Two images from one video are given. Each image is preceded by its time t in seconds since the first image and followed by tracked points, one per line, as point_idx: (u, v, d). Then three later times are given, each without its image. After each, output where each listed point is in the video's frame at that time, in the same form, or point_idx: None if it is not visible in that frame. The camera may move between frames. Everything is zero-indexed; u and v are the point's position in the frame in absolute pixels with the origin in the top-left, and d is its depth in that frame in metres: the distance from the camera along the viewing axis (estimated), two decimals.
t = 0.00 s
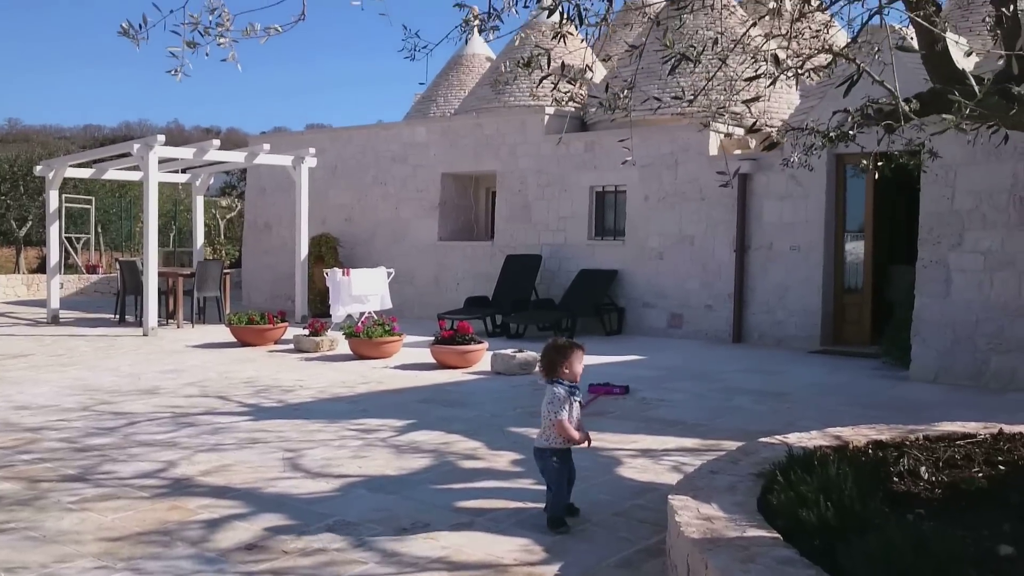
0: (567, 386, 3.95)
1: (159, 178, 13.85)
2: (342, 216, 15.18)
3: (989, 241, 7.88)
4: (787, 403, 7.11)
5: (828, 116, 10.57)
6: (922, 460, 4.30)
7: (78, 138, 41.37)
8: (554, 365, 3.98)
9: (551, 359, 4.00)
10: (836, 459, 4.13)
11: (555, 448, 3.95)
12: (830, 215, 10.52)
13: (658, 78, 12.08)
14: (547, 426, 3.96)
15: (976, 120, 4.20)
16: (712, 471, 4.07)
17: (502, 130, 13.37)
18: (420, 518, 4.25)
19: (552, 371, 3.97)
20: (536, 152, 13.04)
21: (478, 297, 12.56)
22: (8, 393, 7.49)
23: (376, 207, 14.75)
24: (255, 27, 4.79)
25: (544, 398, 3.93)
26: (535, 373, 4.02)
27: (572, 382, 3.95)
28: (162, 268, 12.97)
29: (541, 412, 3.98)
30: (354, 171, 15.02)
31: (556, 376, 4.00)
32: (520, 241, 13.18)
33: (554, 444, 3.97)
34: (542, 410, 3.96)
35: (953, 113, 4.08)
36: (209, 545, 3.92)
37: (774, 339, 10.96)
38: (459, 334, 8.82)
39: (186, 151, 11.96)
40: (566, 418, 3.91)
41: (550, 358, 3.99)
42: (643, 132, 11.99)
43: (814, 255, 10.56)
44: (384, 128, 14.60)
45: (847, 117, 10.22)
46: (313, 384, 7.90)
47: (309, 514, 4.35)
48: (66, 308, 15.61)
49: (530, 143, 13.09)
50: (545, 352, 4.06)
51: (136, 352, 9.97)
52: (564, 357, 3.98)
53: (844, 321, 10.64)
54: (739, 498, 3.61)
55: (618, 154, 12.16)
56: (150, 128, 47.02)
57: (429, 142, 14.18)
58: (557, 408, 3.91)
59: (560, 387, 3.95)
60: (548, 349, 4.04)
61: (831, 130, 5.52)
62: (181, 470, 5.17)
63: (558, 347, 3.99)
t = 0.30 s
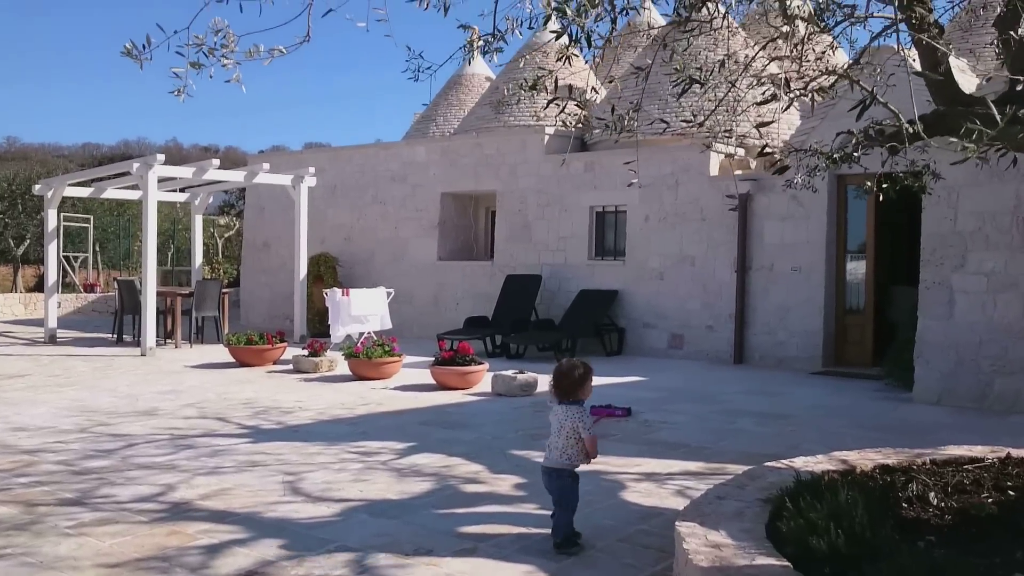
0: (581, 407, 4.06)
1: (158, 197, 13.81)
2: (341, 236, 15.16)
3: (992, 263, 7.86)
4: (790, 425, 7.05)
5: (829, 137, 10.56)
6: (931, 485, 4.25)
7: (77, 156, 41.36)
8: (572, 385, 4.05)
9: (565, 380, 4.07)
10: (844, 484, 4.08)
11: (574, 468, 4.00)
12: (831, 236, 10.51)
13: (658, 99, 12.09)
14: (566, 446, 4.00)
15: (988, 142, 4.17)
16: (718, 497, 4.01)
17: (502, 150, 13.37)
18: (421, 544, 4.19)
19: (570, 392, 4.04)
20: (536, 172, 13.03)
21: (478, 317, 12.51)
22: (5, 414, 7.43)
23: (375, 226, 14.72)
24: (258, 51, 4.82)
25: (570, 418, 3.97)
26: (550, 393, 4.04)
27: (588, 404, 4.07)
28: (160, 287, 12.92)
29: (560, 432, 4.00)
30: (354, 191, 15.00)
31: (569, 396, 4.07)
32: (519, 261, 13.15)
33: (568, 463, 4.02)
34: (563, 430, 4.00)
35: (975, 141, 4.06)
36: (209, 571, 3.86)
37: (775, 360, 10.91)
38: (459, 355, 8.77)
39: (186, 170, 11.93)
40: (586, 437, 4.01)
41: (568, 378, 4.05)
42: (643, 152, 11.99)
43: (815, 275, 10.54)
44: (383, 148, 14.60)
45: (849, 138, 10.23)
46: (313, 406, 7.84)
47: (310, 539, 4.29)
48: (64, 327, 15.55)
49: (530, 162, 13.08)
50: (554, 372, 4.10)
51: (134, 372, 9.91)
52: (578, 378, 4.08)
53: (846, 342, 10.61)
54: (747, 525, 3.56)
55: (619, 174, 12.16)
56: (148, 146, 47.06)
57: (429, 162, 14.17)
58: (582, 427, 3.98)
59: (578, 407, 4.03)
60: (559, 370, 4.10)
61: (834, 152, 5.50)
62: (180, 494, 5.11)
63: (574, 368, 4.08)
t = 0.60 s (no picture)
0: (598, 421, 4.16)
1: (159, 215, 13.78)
2: (343, 253, 15.12)
3: (998, 282, 7.80)
4: (796, 445, 6.98)
5: (833, 155, 10.54)
6: (944, 508, 4.18)
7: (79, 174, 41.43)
8: (592, 401, 4.13)
9: (585, 395, 4.14)
10: (857, 508, 4.01)
11: (600, 479, 4.08)
12: (835, 254, 10.47)
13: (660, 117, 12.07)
14: (595, 458, 4.06)
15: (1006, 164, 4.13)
16: (728, 521, 3.94)
17: (504, 168, 13.34)
18: (426, 568, 4.12)
19: (594, 407, 4.13)
20: (538, 190, 12.99)
21: (480, 335, 12.45)
22: (4, 433, 7.35)
23: (376, 244, 14.68)
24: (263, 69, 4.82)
25: (603, 431, 4.05)
26: (580, 407, 4.09)
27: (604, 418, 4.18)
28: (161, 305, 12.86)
29: (591, 445, 4.05)
30: (355, 209, 14.98)
31: (589, 410, 4.14)
32: (522, 279, 13.10)
33: (594, 475, 4.08)
34: (593, 442, 4.05)
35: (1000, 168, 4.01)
36: None
37: (779, 379, 10.84)
38: (462, 374, 8.71)
39: (188, 188, 11.89)
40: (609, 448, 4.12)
41: (589, 392, 4.13)
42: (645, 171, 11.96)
43: (819, 294, 10.49)
44: (386, 166, 14.58)
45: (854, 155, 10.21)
46: (314, 425, 7.77)
47: (312, 563, 4.21)
48: (64, 345, 15.49)
49: (533, 180, 13.05)
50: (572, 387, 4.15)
51: (134, 391, 9.83)
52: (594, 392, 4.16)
53: (850, 361, 10.55)
54: (760, 550, 3.49)
55: (621, 192, 12.13)
56: (149, 164, 47.16)
57: (431, 179, 14.14)
58: (609, 439, 4.08)
59: (600, 421, 4.13)
60: (577, 386, 4.16)
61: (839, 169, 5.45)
62: (180, 516, 5.04)
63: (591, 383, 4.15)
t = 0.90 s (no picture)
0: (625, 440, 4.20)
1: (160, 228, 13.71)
2: (344, 266, 15.05)
3: (1006, 298, 7.72)
4: (803, 464, 6.88)
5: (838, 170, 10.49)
6: (957, 533, 4.10)
7: (80, 185, 41.44)
8: (620, 419, 4.19)
9: (613, 413, 4.21)
10: (868, 533, 3.93)
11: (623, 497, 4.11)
12: (839, 269, 10.41)
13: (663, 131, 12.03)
14: (617, 476, 4.10)
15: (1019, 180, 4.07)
16: (736, 546, 3.86)
17: (506, 181, 13.28)
18: None
19: (622, 426, 4.19)
20: (541, 204, 12.93)
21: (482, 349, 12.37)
22: None
23: (378, 258, 14.61)
24: (263, 84, 4.76)
25: (624, 448, 4.09)
26: (608, 425, 4.17)
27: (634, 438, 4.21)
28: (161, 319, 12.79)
29: (612, 463, 4.10)
30: (357, 222, 14.91)
31: (617, 429, 4.20)
32: (524, 293, 13.02)
33: (618, 493, 4.12)
34: (614, 460, 4.11)
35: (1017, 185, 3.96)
36: None
37: (784, 396, 10.76)
38: (463, 390, 8.62)
39: (188, 201, 11.83)
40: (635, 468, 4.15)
41: (617, 411, 4.20)
42: (647, 185, 11.91)
43: (824, 309, 10.42)
44: (388, 178, 14.52)
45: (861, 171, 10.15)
46: (314, 442, 7.68)
47: None
48: (63, 358, 15.40)
49: (535, 194, 12.98)
50: (602, 406, 4.23)
51: (132, 405, 9.75)
52: (623, 412, 4.22)
53: (855, 377, 10.47)
54: None
55: (624, 206, 12.08)
56: (151, 176, 47.19)
57: (433, 193, 14.08)
58: (633, 459, 4.11)
59: (627, 440, 4.18)
60: (606, 405, 4.23)
61: (845, 185, 5.39)
62: (177, 536, 4.95)
63: (621, 402, 4.22)
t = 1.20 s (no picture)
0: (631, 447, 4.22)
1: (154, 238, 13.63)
2: (339, 277, 14.97)
3: (1006, 313, 7.67)
4: (803, 481, 6.81)
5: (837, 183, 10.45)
6: (962, 554, 4.05)
7: (76, 193, 41.36)
8: (627, 428, 4.21)
9: (621, 421, 4.22)
10: (872, 554, 3.87)
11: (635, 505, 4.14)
12: (838, 282, 10.38)
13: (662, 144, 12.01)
14: (629, 484, 4.13)
15: None
16: (738, 567, 3.78)
17: (503, 192, 13.23)
18: None
19: (628, 434, 4.21)
20: (538, 216, 12.87)
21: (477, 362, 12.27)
22: None
23: (374, 268, 14.54)
24: (260, 95, 4.73)
25: (636, 457, 4.12)
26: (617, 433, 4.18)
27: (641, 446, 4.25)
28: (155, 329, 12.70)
29: (624, 471, 4.12)
30: (353, 232, 14.85)
31: (624, 437, 4.22)
32: (520, 305, 12.95)
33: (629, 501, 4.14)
34: (625, 468, 4.13)
35: None
36: None
37: (781, 410, 10.70)
38: (459, 403, 8.55)
39: (183, 211, 11.74)
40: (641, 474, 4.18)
41: (624, 420, 4.21)
42: (644, 198, 11.86)
43: (822, 324, 10.38)
44: (384, 189, 14.46)
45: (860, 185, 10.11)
46: (309, 456, 7.59)
47: None
48: (56, 368, 15.30)
49: (532, 205, 12.93)
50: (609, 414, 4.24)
51: (125, 417, 9.65)
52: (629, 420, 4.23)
53: (852, 392, 10.42)
54: None
55: (622, 218, 12.04)
56: (146, 185, 47.10)
57: (430, 204, 14.02)
58: (642, 466, 4.16)
59: (635, 448, 4.20)
60: (613, 413, 4.24)
61: (846, 200, 5.34)
62: (168, 554, 4.87)
63: (629, 411, 4.23)
